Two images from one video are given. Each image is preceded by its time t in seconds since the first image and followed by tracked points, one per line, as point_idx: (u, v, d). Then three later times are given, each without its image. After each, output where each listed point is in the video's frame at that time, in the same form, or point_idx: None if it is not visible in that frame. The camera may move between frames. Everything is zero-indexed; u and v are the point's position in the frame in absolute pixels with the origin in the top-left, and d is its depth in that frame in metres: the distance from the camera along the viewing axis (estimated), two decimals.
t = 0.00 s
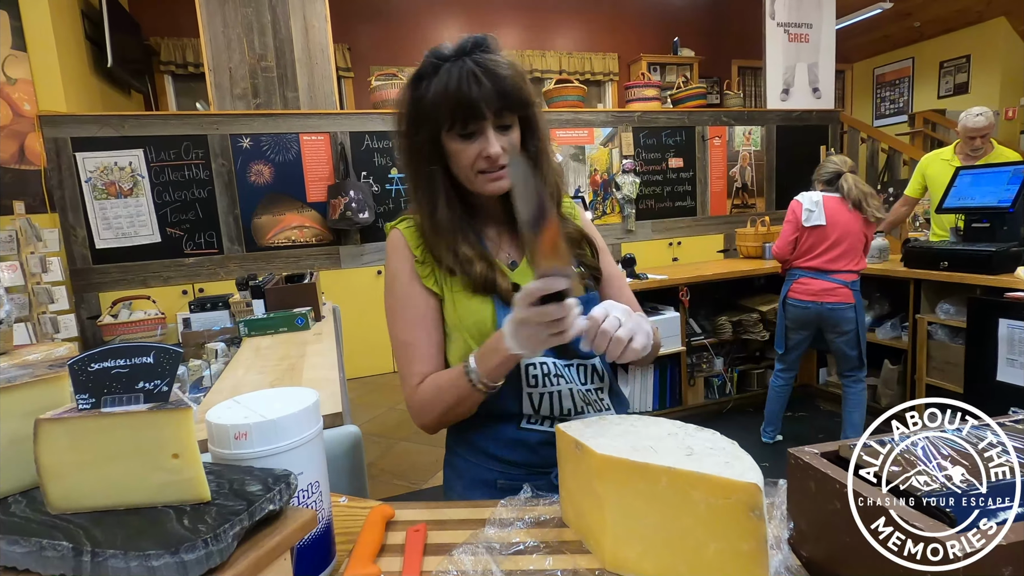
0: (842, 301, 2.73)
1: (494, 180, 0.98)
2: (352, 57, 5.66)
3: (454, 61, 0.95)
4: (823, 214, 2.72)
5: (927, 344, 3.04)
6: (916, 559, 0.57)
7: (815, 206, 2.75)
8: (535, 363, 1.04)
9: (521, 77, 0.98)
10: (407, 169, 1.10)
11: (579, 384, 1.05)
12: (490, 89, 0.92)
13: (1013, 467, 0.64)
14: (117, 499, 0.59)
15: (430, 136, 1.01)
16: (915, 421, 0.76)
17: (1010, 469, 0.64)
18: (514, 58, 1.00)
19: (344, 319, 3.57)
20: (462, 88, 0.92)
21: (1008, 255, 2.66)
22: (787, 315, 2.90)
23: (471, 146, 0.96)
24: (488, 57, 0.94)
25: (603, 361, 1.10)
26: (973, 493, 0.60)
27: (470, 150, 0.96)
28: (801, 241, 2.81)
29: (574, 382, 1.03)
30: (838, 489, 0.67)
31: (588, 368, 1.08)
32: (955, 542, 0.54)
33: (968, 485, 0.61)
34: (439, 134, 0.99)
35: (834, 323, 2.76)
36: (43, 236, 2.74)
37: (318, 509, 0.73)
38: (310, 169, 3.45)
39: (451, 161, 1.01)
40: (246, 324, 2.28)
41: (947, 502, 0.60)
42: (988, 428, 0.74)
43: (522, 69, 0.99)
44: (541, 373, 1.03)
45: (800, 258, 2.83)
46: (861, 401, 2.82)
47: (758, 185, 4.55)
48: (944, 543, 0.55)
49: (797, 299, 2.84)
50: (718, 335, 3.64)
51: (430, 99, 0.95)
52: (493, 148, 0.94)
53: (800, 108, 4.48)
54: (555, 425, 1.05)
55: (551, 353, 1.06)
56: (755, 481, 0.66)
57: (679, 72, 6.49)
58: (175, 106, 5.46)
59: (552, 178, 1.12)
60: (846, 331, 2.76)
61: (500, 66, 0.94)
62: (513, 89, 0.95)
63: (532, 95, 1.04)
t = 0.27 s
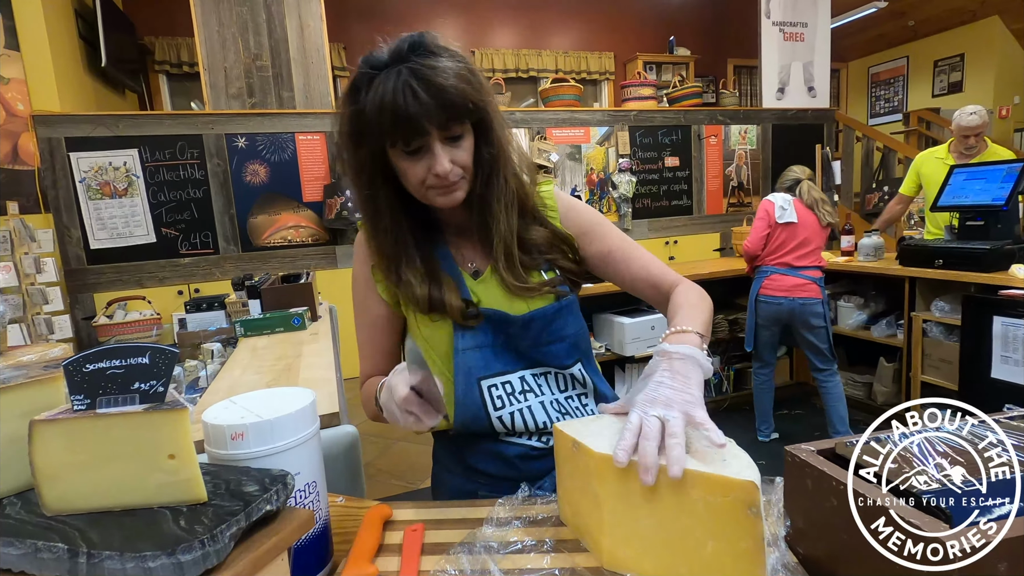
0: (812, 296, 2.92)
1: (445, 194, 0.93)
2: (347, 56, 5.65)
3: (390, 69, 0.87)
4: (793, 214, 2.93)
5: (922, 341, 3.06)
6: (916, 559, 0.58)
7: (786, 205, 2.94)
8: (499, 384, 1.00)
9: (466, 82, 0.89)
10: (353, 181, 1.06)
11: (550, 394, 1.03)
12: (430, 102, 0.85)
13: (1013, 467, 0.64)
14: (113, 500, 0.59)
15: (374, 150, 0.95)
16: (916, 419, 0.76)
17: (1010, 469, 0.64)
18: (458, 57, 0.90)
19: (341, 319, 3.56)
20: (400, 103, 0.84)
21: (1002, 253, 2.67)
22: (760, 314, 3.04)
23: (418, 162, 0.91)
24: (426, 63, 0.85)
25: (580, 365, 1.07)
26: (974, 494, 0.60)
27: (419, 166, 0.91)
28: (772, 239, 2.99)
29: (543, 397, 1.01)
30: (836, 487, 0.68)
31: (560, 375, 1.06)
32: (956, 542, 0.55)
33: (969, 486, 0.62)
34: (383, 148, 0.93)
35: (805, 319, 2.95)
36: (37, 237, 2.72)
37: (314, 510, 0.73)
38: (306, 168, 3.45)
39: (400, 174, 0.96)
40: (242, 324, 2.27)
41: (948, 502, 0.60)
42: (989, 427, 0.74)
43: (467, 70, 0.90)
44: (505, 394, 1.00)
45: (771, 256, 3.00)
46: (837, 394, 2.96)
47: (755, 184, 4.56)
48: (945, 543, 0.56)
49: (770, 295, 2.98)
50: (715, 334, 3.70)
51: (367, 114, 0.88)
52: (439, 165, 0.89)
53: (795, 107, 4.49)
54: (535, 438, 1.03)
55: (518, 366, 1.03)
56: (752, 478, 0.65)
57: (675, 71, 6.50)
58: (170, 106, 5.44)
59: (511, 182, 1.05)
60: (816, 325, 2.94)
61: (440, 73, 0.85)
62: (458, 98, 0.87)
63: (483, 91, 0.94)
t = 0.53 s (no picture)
0: (795, 291, 2.98)
1: (429, 202, 0.92)
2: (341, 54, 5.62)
3: (354, 69, 0.81)
4: (770, 211, 2.99)
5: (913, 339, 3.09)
6: (916, 559, 0.59)
7: (762, 204, 3.01)
8: (485, 398, 1.01)
9: (439, 78, 0.84)
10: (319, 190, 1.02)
11: (539, 409, 1.02)
12: (403, 107, 0.80)
13: (1013, 466, 0.64)
14: (103, 499, 0.59)
15: (344, 157, 0.91)
16: (916, 419, 0.77)
17: (1010, 469, 0.64)
18: (429, 51, 0.84)
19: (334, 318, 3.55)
20: (367, 108, 0.79)
21: (992, 252, 2.70)
22: (746, 310, 3.07)
23: (397, 169, 0.88)
24: (393, 61, 0.79)
25: (576, 377, 1.07)
26: (973, 494, 0.61)
27: (399, 174, 0.88)
28: (750, 237, 3.04)
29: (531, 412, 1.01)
30: (829, 482, 0.69)
31: (553, 387, 1.05)
32: (957, 543, 0.56)
33: (969, 487, 0.62)
34: (355, 157, 0.89)
35: (789, 314, 3.00)
36: (26, 235, 2.69)
37: (309, 508, 0.73)
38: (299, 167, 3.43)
39: (379, 180, 0.93)
40: (235, 323, 2.26)
41: (949, 501, 0.60)
42: (988, 426, 0.75)
43: (441, 66, 0.85)
44: (490, 408, 1.00)
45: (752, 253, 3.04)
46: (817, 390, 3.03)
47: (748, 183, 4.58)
48: (945, 543, 0.56)
49: (756, 292, 3.01)
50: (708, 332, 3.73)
51: (333, 121, 0.83)
52: (419, 175, 0.87)
53: (788, 106, 4.51)
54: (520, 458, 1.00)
55: (507, 378, 1.03)
56: (761, 460, 0.71)
57: (669, 70, 6.51)
58: (162, 104, 5.41)
59: (496, 181, 1.03)
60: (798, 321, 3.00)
61: (410, 73, 0.80)
62: (433, 101, 0.82)
63: (460, 86, 0.89)
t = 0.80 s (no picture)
0: (786, 287, 2.99)
1: (437, 207, 0.92)
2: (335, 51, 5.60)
3: (351, 64, 0.78)
4: (761, 207, 3.00)
5: (906, 336, 3.10)
6: (916, 559, 0.59)
7: (753, 201, 3.02)
8: (488, 407, 1.02)
9: (444, 75, 0.81)
10: (316, 189, 1.00)
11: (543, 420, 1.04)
12: (406, 109, 0.77)
13: (1012, 465, 0.65)
14: (95, 498, 0.58)
15: (343, 157, 0.89)
16: (915, 418, 0.77)
17: (1009, 467, 0.64)
18: (432, 44, 0.82)
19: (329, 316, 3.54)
20: (366, 110, 0.77)
21: (985, 248, 2.71)
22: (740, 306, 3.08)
23: (400, 173, 0.87)
24: (394, 57, 0.77)
25: (583, 389, 1.07)
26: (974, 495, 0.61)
27: (403, 179, 0.87)
28: (741, 233, 3.05)
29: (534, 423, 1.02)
30: (822, 478, 0.70)
31: (559, 398, 1.06)
32: (956, 543, 0.56)
33: (968, 486, 0.62)
34: (356, 158, 0.88)
35: (781, 310, 3.01)
36: (18, 233, 2.67)
37: (304, 505, 0.72)
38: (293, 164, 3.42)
39: (382, 182, 0.92)
40: (230, 321, 2.26)
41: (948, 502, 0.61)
42: (988, 424, 0.75)
43: (446, 60, 0.82)
44: (494, 417, 1.02)
45: (744, 249, 3.05)
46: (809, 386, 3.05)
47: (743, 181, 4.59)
48: (944, 543, 0.57)
49: (747, 287, 3.02)
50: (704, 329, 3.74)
51: (330, 120, 0.81)
52: (427, 180, 0.86)
53: (783, 104, 4.52)
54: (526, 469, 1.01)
55: (515, 386, 1.04)
56: (757, 456, 0.71)
57: (664, 68, 6.52)
58: (156, 101, 5.38)
59: (508, 186, 0.99)
60: (790, 318, 3.03)
61: (412, 71, 0.77)
62: (438, 102, 0.79)
63: (467, 81, 0.87)
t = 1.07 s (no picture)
0: (780, 290, 3.00)
1: (443, 217, 0.92)
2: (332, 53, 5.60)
3: (357, 72, 0.78)
4: (754, 211, 3.01)
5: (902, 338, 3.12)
6: (916, 559, 0.59)
7: (746, 204, 3.04)
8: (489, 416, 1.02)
9: (452, 86, 0.80)
10: (319, 196, 0.99)
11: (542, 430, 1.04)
12: (411, 121, 0.77)
13: (1012, 466, 0.65)
14: (90, 503, 0.58)
15: (346, 165, 0.89)
16: (915, 419, 0.77)
17: (1009, 468, 0.65)
18: (440, 52, 0.81)
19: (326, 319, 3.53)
20: (370, 120, 0.77)
21: (980, 251, 2.73)
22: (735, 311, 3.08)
23: (405, 183, 0.87)
24: (400, 67, 0.76)
25: (585, 402, 1.06)
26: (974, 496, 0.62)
27: (408, 189, 0.88)
28: (735, 236, 3.08)
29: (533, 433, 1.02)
30: (817, 480, 0.70)
31: (560, 408, 1.06)
32: (956, 543, 0.57)
33: (967, 487, 0.63)
34: (359, 166, 0.88)
35: (774, 313, 3.03)
36: (14, 236, 2.66)
37: (299, 509, 0.72)
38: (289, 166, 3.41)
39: (386, 190, 0.92)
40: (226, 324, 2.25)
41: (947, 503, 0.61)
42: (987, 426, 0.75)
43: (454, 69, 0.82)
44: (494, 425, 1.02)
45: (738, 252, 3.08)
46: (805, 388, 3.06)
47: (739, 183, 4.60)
48: (944, 543, 0.58)
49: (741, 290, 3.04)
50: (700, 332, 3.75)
51: (333, 129, 0.81)
52: (434, 193, 0.86)
53: (779, 107, 4.53)
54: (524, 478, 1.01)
55: (518, 395, 1.05)
56: (751, 459, 0.72)
57: (661, 71, 6.54)
58: (152, 103, 5.37)
59: (514, 196, 0.98)
60: (784, 320, 3.04)
61: (418, 82, 0.77)
62: (445, 113, 0.79)
63: (475, 89, 0.86)
